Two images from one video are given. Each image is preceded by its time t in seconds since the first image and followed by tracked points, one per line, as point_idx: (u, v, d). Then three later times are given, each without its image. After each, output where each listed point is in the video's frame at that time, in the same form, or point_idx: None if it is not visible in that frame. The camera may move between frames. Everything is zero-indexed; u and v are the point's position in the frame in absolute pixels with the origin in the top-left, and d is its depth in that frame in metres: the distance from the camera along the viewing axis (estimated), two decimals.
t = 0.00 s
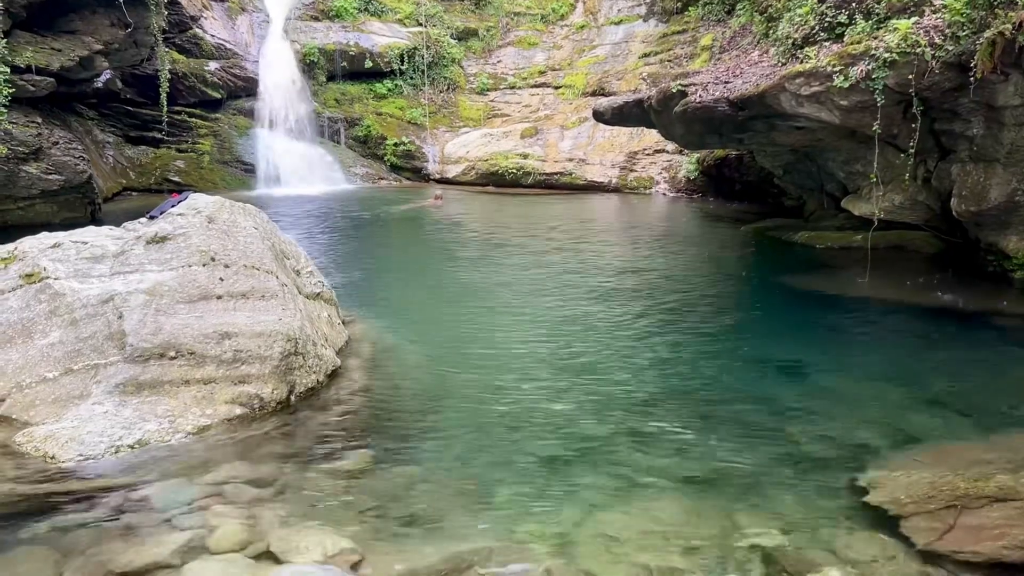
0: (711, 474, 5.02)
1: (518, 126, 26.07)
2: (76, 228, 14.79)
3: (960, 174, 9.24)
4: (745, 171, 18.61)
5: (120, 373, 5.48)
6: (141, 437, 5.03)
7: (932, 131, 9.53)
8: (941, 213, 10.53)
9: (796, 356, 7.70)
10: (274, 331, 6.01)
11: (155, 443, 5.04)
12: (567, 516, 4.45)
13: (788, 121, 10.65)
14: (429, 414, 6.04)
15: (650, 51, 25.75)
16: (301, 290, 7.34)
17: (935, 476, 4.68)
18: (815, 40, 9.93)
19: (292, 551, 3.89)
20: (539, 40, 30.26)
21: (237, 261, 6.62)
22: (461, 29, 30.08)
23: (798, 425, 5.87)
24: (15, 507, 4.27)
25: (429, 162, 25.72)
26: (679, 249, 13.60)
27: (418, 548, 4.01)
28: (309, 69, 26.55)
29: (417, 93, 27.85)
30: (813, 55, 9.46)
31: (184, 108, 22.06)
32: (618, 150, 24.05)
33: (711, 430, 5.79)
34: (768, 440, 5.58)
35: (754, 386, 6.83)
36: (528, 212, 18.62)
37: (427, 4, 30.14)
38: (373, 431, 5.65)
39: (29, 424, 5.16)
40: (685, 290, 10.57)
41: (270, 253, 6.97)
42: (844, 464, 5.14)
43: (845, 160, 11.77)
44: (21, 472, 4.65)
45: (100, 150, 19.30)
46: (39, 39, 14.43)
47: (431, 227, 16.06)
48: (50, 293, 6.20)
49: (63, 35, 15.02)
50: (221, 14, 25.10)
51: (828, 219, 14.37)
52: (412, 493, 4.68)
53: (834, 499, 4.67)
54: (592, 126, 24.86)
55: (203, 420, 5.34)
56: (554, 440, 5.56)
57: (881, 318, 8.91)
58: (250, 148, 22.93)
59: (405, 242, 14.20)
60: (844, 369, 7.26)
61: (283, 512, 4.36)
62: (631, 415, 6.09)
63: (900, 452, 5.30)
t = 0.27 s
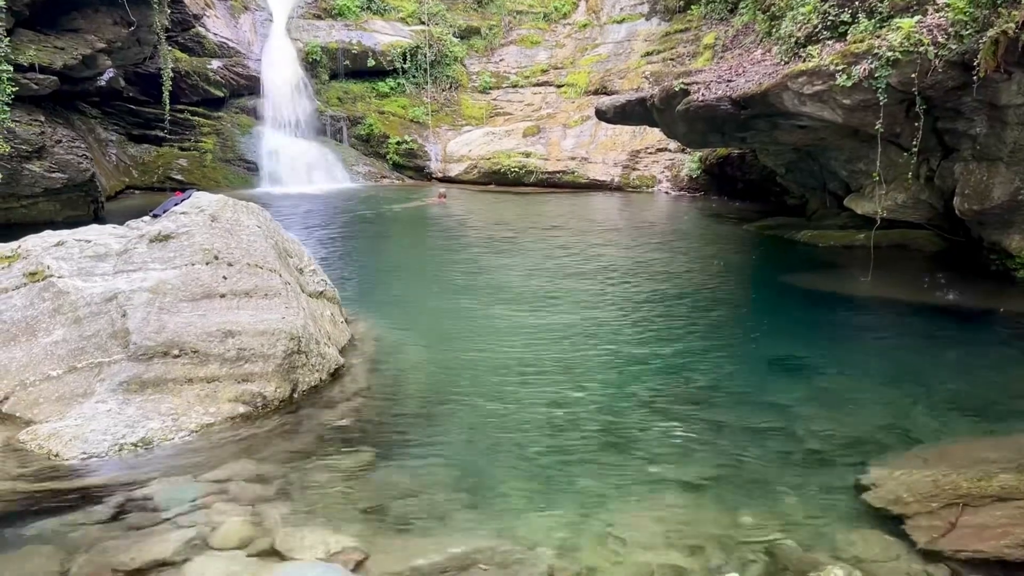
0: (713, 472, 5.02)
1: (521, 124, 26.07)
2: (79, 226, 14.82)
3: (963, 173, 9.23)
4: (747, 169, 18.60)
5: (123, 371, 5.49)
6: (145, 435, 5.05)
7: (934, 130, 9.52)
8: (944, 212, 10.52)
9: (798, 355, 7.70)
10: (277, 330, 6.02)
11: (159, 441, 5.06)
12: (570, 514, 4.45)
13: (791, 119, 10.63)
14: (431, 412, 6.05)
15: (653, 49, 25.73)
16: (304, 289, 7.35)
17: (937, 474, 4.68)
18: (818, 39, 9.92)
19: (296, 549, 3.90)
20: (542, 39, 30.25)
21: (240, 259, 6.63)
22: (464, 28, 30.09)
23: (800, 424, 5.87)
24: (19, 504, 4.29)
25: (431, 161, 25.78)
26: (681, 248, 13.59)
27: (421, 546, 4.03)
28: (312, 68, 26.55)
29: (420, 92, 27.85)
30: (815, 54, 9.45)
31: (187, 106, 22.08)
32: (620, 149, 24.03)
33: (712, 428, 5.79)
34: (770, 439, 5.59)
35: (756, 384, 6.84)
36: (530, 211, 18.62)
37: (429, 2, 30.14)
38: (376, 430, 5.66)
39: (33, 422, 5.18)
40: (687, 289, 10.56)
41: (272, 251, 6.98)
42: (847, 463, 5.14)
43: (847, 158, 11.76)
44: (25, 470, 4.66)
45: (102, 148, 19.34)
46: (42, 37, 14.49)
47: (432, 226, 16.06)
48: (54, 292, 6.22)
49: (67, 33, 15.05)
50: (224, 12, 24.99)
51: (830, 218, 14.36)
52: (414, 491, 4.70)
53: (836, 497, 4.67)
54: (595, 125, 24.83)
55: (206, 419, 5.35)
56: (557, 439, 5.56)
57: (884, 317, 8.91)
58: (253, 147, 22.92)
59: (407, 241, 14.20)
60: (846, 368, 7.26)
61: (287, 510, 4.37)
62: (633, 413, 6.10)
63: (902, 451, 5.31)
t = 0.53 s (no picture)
0: (715, 471, 5.02)
1: (523, 123, 26.06)
2: (81, 224, 14.85)
3: (966, 172, 9.22)
4: (750, 168, 18.58)
5: (126, 369, 5.50)
6: (147, 433, 5.05)
7: (937, 129, 9.50)
8: (946, 211, 10.50)
9: (800, 354, 7.70)
10: (279, 328, 6.03)
11: (161, 439, 5.06)
12: (572, 513, 4.45)
13: (794, 118, 10.62)
14: (433, 410, 6.06)
15: (655, 48, 25.69)
16: (306, 287, 7.35)
17: (940, 473, 4.67)
18: (821, 38, 9.91)
19: (299, 547, 3.90)
20: (544, 37, 30.23)
21: (243, 258, 6.63)
22: (466, 26, 30.06)
23: (803, 422, 5.87)
24: (22, 502, 4.30)
25: (433, 159, 25.81)
26: (683, 246, 13.58)
27: (423, 544, 4.03)
28: (314, 66, 26.56)
29: (422, 90, 27.84)
30: (818, 52, 9.44)
31: (189, 104, 22.10)
32: (622, 147, 24.01)
33: (715, 427, 5.79)
34: (772, 437, 5.59)
35: (759, 383, 6.84)
36: (532, 209, 18.62)
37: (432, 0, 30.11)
38: (378, 428, 5.67)
39: (36, 420, 5.19)
40: (690, 288, 10.55)
41: (275, 250, 6.99)
42: (849, 462, 5.14)
43: (850, 157, 11.74)
44: (28, 468, 4.67)
45: (105, 146, 19.36)
46: (44, 35, 14.60)
47: (435, 224, 16.06)
48: (57, 290, 6.23)
49: (69, 31, 15.04)
50: (226, 10, 25.02)
51: (833, 216, 14.35)
52: (417, 489, 4.71)
53: (839, 496, 4.67)
54: (597, 123, 24.81)
55: (209, 416, 5.36)
56: (560, 438, 5.56)
57: (886, 316, 8.90)
58: (255, 145, 22.97)
59: (410, 239, 14.20)
60: (849, 367, 7.25)
61: (289, 508, 4.38)
62: (635, 412, 6.10)
63: (905, 450, 5.30)
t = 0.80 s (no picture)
0: (716, 470, 5.02)
1: (525, 122, 26.04)
2: (83, 222, 14.86)
3: (968, 172, 9.21)
4: (752, 167, 18.56)
5: (128, 368, 5.50)
6: (149, 432, 5.06)
7: (940, 128, 9.49)
8: (949, 211, 10.49)
9: (802, 353, 7.70)
10: (281, 327, 6.03)
11: (164, 437, 5.07)
12: (573, 512, 4.45)
13: (796, 117, 10.61)
14: (434, 409, 6.06)
15: (657, 47, 25.66)
16: (308, 286, 7.35)
17: (942, 473, 4.67)
18: (823, 37, 9.90)
19: (300, 546, 3.91)
20: (546, 36, 30.23)
21: (245, 256, 6.64)
22: (468, 25, 30.04)
23: (805, 422, 5.87)
24: (24, 501, 4.31)
25: (435, 158, 25.82)
26: (685, 246, 13.57)
27: (425, 543, 4.03)
28: (316, 65, 26.57)
29: (424, 89, 27.85)
30: (821, 51, 9.43)
31: (191, 103, 22.11)
32: (624, 146, 23.99)
33: (716, 426, 5.79)
34: (774, 437, 5.59)
35: (760, 382, 6.84)
36: (534, 208, 18.61)
37: None
38: (380, 427, 5.67)
39: (39, 419, 5.21)
40: (692, 287, 10.54)
41: (277, 249, 6.99)
42: (851, 461, 5.14)
43: (852, 156, 11.73)
44: (30, 466, 4.68)
45: (107, 145, 19.38)
46: (47, 34, 14.60)
47: (436, 223, 16.05)
48: (59, 288, 6.24)
49: (71, 30, 15.05)
50: (228, 8, 25.03)
51: (834, 216, 14.33)
52: (419, 488, 4.71)
53: (840, 496, 4.67)
54: (599, 122, 24.79)
55: (211, 415, 5.37)
56: (561, 437, 5.57)
57: (888, 315, 8.89)
58: (256, 144, 22.97)
59: (412, 238, 14.21)
60: (851, 367, 7.25)
61: (291, 507, 4.38)
62: (637, 411, 6.10)
63: (907, 450, 5.30)
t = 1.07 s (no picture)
0: (717, 470, 5.02)
1: (526, 121, 26.04)
2: (85, 221, 14.88)
3: (970, 172, 9.21)
4: (753, 167, 18.55)
5: (130, 367, 5.51)
6: (152, 431, 5.07)
7: (941, 128, 9.48)
8: (950, 211, 10.48)
9: (803, 353, 7.69)
10: (283, 326, 6.04)
11: (166, 436, 5.08)
12: (575, 512, 4.46)
13: (798, 117, 10.60)
14: (436, 409, 6.06)
15: (659, 46, 25.65)
16: (310, 285, 7.36)
17: (944, 473, 4.66)
18: (825, 36, 9.89)
19: (302, 545, 3.91)
20: (547, 35, 30.23)
21: (247, 255, 6.64)
22: (470, 24, 30.04)
23: (806, 422, 5.87)
24: (26, 499, 4.32)
25: (437, 157, 25.84)
26: (686, 245, 13.56)
27: (426, 542, 4.04)
28: (317, 64, 26.58)
29: (425, 89, 27.86)
30: (822, 51, 9.43)
31: (192, 102, 22.11)
32: (625, 146, 23.99)
33: (718, 426, 5.79)
34: (775, 437, 5.58)
35: (762, 382, 6.83)
36: (535, 208, 18.61)
37: None
38: (381, 426, 5.67)
39: (41, 417, 5.22)
40: (693, 287, 10.53)
41: (279, 248, 7.00)
42: (852, 461, 5.14)
43: (854, 156, 11.72)
44: (33, 465, 4.69)
45: (108, 144, 19.40)
46: (48, 33, 14.60)
47: (437, 223, 16.04)
48: (61, 287, 6.24)
49: (73, 29, 15.06)
50: (230, 7, 25.03)
51: (836, 215, 14.32)
52: (420, 487, 4.71)
53: (842, 496, 4.67)
54: (600, 121, 24.78)
55: (213, 414, 5.38)
56: (563, 436, 5.57)
57: (890, 315, 8.88)
58: (258, 143, 23.00)
59: (413, 237, 14.20)
60: (852, 367, 7.25)
61: (293, 506, 4.39)
62: (638, 411, 6.09)
63: (908, 449, 5.29)
